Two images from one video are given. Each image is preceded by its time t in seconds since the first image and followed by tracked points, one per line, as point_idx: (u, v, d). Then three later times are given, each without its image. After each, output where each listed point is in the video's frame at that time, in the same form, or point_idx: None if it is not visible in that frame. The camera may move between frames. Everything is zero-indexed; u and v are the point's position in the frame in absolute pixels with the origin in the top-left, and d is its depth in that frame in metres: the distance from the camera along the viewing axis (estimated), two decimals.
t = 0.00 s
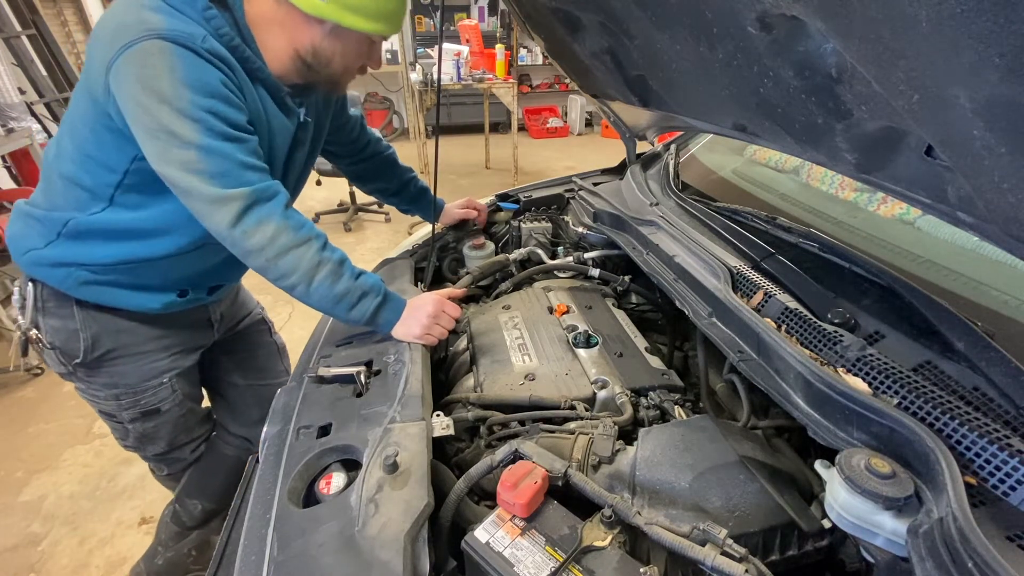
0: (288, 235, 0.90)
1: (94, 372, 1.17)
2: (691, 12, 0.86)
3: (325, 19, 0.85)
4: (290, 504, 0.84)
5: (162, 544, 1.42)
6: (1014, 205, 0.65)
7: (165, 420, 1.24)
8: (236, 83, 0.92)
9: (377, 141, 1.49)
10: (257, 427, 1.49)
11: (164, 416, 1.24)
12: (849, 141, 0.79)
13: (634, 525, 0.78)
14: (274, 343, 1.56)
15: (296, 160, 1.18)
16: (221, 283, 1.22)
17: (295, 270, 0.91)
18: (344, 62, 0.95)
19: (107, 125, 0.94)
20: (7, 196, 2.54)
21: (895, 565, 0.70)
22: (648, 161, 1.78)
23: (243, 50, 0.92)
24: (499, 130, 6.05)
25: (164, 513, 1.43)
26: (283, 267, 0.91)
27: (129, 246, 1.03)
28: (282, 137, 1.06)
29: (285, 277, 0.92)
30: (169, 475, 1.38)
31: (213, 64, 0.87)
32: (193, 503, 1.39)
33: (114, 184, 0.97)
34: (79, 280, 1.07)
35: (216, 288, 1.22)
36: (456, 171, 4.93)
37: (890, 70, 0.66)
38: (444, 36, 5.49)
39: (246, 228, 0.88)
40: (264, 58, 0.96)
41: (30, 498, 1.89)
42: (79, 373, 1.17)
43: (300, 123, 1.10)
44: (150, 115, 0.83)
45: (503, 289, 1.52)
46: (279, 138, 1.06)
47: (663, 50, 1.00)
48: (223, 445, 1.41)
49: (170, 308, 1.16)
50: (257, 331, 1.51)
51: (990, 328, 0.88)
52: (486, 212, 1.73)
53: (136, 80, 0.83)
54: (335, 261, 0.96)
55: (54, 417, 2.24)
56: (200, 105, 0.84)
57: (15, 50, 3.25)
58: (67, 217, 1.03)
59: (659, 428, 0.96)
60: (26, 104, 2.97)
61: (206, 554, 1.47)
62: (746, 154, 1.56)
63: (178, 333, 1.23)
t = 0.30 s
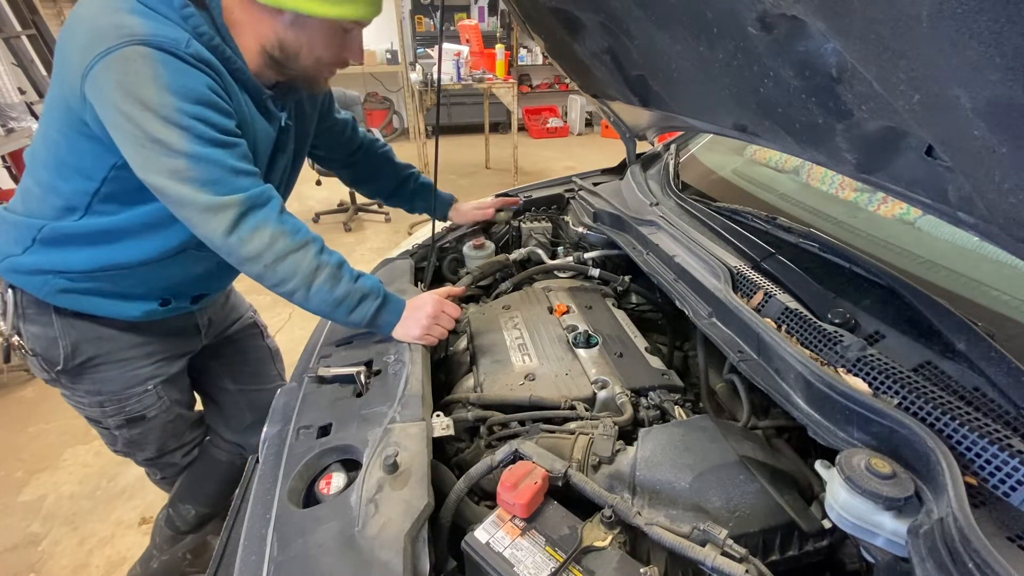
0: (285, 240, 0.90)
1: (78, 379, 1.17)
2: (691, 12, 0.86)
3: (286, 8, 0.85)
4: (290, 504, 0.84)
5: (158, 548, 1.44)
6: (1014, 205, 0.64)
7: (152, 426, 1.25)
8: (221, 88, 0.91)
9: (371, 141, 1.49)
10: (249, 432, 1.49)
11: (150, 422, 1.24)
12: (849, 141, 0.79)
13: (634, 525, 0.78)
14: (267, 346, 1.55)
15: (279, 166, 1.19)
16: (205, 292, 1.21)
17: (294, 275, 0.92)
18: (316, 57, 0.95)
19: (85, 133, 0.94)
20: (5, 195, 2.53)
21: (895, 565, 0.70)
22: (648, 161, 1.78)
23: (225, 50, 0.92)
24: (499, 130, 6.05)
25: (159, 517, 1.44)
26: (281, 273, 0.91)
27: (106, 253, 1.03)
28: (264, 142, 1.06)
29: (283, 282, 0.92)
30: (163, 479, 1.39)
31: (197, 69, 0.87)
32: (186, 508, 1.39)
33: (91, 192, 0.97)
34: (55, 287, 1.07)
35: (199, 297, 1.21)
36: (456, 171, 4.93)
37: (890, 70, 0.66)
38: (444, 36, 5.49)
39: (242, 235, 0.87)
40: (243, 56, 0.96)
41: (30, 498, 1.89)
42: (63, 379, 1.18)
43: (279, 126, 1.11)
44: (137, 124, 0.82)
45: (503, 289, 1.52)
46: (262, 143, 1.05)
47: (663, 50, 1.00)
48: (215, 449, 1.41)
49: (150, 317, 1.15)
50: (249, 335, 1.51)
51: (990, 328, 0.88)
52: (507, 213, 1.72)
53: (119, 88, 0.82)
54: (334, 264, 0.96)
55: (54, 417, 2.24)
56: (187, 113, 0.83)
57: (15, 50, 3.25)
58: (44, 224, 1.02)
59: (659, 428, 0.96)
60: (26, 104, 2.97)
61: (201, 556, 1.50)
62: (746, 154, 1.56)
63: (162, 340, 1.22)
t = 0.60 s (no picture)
0: (284, 241, 0.90)
1: (74, 381, 1.17)
2: (691, 12, 0.86)
3: None
4: (290, 504, 0.84)
5: (157, 549, 1.44)
6: (1014, 205, 0.64)
7: (148, 427, 1.24)
8: (217, 89, 0.91)
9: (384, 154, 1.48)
10: (247, 432, 1.48)
11: (147, 423, 1.24)
12: (849, 141, 0.79)
13: (634, 525, 0.78)
14: (265, 347, 1.55)
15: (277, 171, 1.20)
16: (202, 295, 1.21)
17: (293, 275, 0.92)
18: (279, 50, 0.94)
19: (83, 134, 0.94)
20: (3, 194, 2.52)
21: (895, 565, 0.69)
22: (648, 161, 1.78)
23: (220, 50, 0.92)
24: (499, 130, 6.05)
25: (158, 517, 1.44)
26: (281, 273, 0.91)
27: (101, 253, 1.03)
28: (262, 145, 1.06)
29: (283, 282, 0.92)
30: (161, 479, 1.39)
31: (193, 71, 0.87)
32: (185, 509, 1.39)
33: (88, 191, 0.97)
34: (49, 287, 1.06)
35: (196, 300, 1.21)
36: (456, 171, 4.93)
37: (890, 70, 0.66)
38: (444, 36, 5.48)
39: (241, 236, 0.87)
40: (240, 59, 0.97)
41: (30, 498, 1.89)
42: (59, 381, 1.17)
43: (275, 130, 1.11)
44: (133, 125, 0.82)
45: (504, 289, 1.52)
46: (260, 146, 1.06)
47: (663, 50, 1.00)
48: (212, 450, 1.41)
49: (145, 318, 1.15)
50: (246, 335, 1.51)
51: (990, 328, 0.88)
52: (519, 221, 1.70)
53: (114, 89, 0.81)
54: (332, 265, 0.97)
55: (54, 417, 2.24)
56: (184, 114, 0.83)
57: (15, 50, 3.25)
58: (40, 224, 1.02)
59: (659, 428, 0.96)
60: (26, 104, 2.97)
61: (200, 557, 1.50)
62: (746, 154, 1.56)
63: (157, 341, 1.22)
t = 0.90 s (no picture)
0: (283, 240, 0.90)
1: (75, 380, 1.17)
2: (692, 12, 0.86)
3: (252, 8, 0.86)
4: (290, 503, 0.84)
5: (157, 548, 1.44)
6: (1014, 205, 0.64)
7: (149, 427, 1.24)
8: (214, 91, 0.92)
9: (387, 155, 1.48)
10: (247, 432, 1.48)
11: (148, 423, 1.24)
12: (849, 141, 0.79)
13: (634, 525, 0.78)
14: (266, 347, 1.56)
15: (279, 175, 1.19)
16: (202, 295, 1.21)
17: (292, 275, 0.92)
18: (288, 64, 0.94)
19: (82, 135, 0.94)
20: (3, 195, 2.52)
21: (895, 565, 0.69)
22: (648, 161, 1.78)
23: (220, 56, 0.93)
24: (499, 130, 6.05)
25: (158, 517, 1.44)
26: (280, 273, 0.91)
27: (102, 253, 1.03)
28: (263, 151, 1.06)
29: (282, 282, 0.92)
30: (161, 479, 1.39)
31: (190, 72, 0.87)
32: (185, 509, 1.39)
33: (87, 192, 0.97)
34: (50, 287, 1.06)
35: (197, 300, 1.21)
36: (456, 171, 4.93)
37: (890, 70, 0.66)
38: (444, 36, 5.48)
39: (240, 235, 0.87)
40: (239, 65, 0.97)
41: (30, 498, 1.89)
42: (60, 380, 1.17)
43: (276, 137, 1.11)
44: (130, 126, 0.82)
45: (504, 288, 1.52)
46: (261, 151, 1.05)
47: (663, 50, 1.00)
48: (213, 450, 1.41)
49: (147, 318, 1.15)
50: (246, 335, 1.51)
51: (990, 328, 0.88)
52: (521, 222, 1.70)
53: (111, 91, 0.81)
54: (332, 265, 0.97)
55: (54, 417, 2.24)
56: (180, 115, 0.83)
57: (15, 50, 3.25)
58: (40, 224, 1.02)
59: (659, 428, 0.96)
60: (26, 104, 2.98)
61: (200, 556, 1.49)
62: (746, 154, 1.56)
63: (160, 341, 1.22)
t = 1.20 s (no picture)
0: (280, 243, 0.91)
1: (73, 381, 1.17)
2: (692, 12, 0.86)
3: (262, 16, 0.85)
4: (290, 504, 0.84)
5: (157, 549, 1.44)
6: (1014, 205, 0.64)
7: (148, 427, 1.24)
8: (208, 95, 0.91)
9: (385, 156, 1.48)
10: (246, 431, 1.48)
11: (148, 423, 1.24)
12: (849, 141, 0.79)
13: (634, 525, 0.78)
14: (264, 346, 1.56)
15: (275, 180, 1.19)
16: (201, 297, 1.20)
17: (290, 277, 0.92)
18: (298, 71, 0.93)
19: (76, 138, 0.94)
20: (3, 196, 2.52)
21: (895, 565, 0.69)
22: (648, 161, 1.78)
23: (216, 63, 0.92)
24: (499, 130, 6.05)
25: (158, 518, 1.44)
26: (279, 275, 0.91)
27: (98, 256, 1.03)
28: (258, 156, 1.05)
29: (281, 284, 0.92)
30: (161, 479, 1.39)
31: (183, 77, 0.87)
32: (184, 509, 1.39)
33: (82, 195, 0.97)
34: (47, 289, 1.07)
35: (195, 301, 1.21)
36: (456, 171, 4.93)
37: (890, 70, 0.66)
38: (444, 36, 5.49)
39: (236, 238, 0.87)
40: (235, 71, 0.96)
41: (30, 498, 1.89)
42: (58, 381, 1.17)
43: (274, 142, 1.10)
44: (123, 131, 0.82)
45: (504, 288, 1.52)
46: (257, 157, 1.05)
47: (663, 50, 1.00)
48: (212, 450, 1.41)
49: (145, 319, 1.15)
50: (245, 335, 1.51)
51: (990, 328, 0.88)
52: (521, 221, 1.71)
53: (104, 96, 0.81)
54: (330, 266, 0.97)
55: (54, 417, 2.24)
56: (174, 119, 0.83)
57: (15, 50, 3.25)
58: (36, 227, 1.03)
59: (659, 428, 0.96)
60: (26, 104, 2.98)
61: (200, 556, 1.49)
62: (746, 154, 1.56)
63: (158, 341, 1.22)
